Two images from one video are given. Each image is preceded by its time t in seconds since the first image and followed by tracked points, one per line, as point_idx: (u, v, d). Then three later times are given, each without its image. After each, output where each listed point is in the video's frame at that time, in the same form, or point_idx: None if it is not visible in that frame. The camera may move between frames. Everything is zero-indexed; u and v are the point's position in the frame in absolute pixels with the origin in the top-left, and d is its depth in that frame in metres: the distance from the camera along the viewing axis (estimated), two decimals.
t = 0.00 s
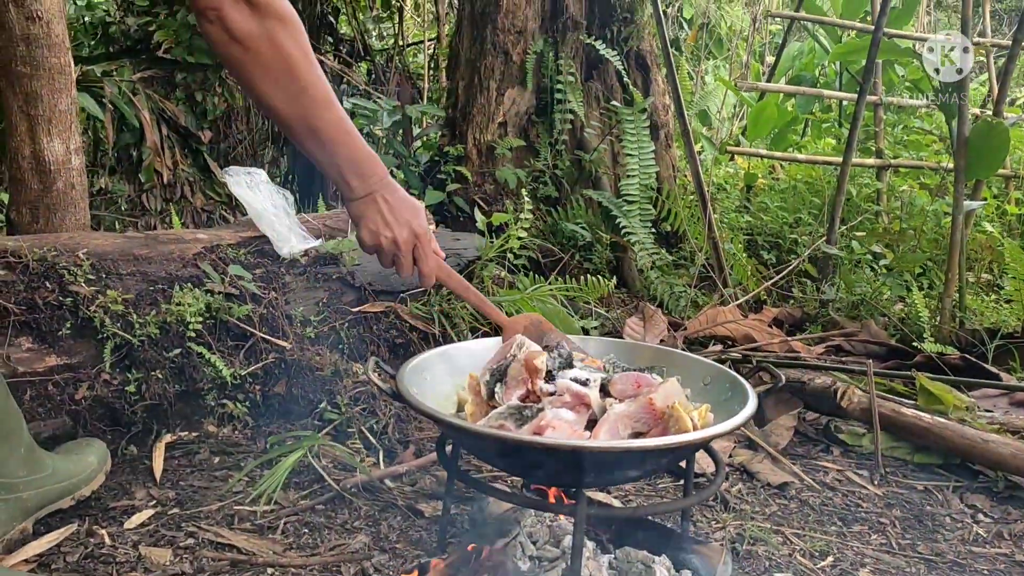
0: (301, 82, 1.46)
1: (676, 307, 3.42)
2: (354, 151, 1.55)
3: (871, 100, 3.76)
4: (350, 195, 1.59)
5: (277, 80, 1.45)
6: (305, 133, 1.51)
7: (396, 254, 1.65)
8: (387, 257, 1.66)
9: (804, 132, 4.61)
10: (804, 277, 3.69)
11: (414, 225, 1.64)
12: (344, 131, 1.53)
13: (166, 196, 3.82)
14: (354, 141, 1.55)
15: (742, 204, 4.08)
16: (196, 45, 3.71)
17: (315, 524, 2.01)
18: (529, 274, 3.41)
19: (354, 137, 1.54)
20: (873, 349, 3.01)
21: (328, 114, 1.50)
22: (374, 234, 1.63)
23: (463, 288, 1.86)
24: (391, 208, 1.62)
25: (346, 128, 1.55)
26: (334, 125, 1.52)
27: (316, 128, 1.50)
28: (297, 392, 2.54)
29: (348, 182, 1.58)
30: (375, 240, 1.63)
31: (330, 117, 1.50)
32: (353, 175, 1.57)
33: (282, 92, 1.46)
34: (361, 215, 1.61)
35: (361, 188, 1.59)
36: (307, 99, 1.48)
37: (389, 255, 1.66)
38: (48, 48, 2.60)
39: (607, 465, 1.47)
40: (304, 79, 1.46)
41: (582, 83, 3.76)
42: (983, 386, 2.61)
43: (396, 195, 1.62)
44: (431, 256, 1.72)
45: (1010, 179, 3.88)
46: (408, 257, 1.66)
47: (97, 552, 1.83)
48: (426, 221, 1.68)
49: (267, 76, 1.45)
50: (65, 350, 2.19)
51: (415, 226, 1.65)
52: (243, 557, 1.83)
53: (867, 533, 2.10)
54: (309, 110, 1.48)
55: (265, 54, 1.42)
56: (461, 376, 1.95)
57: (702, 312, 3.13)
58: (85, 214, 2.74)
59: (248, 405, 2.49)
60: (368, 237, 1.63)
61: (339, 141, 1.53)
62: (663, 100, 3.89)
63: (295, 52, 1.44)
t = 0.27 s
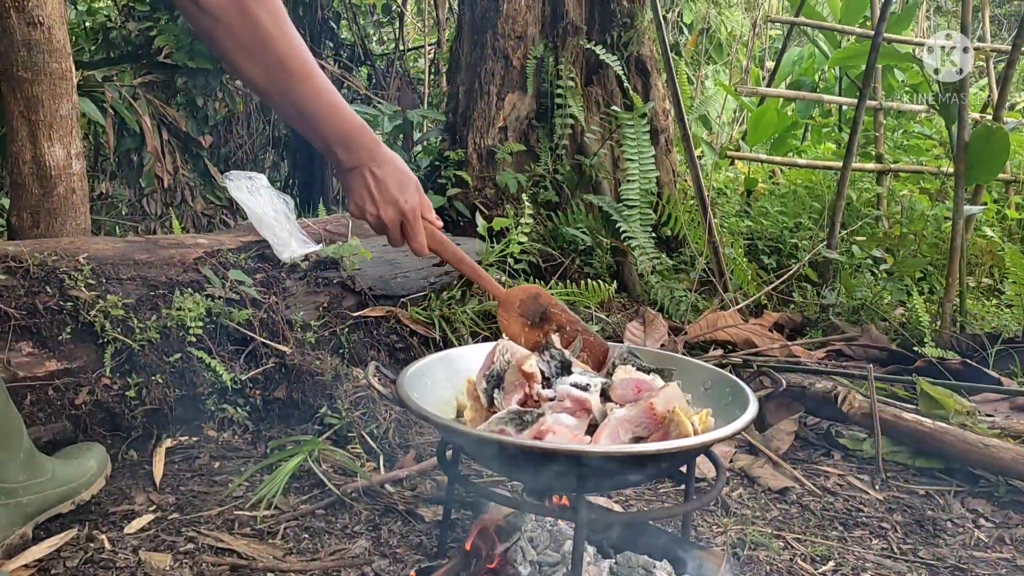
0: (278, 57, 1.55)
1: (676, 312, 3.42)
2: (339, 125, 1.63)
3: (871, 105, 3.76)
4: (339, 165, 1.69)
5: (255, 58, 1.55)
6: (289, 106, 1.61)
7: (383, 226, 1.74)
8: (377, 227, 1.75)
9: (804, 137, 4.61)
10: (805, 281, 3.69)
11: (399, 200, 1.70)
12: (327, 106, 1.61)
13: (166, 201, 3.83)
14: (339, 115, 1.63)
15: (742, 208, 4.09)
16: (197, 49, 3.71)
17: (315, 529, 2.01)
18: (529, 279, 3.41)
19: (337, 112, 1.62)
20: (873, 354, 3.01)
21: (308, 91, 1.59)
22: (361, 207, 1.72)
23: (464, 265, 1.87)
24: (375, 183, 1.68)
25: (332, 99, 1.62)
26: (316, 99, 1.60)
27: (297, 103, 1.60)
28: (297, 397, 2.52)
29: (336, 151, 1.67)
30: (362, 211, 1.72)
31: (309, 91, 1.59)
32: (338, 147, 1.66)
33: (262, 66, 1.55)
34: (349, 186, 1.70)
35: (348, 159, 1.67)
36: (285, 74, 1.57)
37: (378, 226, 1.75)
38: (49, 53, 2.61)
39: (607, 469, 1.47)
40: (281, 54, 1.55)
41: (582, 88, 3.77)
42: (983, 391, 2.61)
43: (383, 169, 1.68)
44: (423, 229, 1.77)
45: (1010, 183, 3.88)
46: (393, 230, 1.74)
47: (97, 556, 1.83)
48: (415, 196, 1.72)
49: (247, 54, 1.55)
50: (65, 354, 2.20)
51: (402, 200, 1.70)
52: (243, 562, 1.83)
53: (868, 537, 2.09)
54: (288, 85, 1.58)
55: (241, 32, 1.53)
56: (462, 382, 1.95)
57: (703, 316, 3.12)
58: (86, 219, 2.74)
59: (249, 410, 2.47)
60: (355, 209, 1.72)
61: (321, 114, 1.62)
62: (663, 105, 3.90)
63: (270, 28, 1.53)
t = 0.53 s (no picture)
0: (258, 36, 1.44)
1: (677, 312, 3.41)
2: (323, 100, 1.56)
3: (873, 105, 3.76)
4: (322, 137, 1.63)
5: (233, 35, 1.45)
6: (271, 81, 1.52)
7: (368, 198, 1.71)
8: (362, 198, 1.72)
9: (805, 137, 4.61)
10: (805, 281, 3.68)
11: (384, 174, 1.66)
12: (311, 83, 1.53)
13: (166, 200, 3.82)
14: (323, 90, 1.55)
15: (743, 208, 4.08)
16: (197, 49, 3.71)
17: (315, 529, 2.01)
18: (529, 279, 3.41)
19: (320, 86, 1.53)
20: (874, 354, 3.00)
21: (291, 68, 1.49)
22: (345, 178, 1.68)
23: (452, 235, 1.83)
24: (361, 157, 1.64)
25: (316, 68, 1.54)
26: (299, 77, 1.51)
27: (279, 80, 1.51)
28: (297, 398, 2.50)
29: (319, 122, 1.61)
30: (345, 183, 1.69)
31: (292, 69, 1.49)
32: (323, 120, 1.59)
33: (242, 37, 1.41)
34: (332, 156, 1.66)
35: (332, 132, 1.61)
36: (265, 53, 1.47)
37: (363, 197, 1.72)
38: (49, 52, 2.60)
39: (608, 470, 1.47)
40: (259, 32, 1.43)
41: (583, 88, 3.77)
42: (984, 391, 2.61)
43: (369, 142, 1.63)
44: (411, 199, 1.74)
45: (1011, 183, 3.88)
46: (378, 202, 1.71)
47: (96, 556, 1.83)
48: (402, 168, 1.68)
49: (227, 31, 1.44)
50: (65, 354, 2.20)
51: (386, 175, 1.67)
52: (242, 562, 1.82)
53: (869, 539, 2.09)
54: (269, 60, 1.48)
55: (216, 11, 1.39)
56: (462, 382, 1.95)
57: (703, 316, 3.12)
58: (86, 218, 2.74)
59: (249, 410, 2.46)
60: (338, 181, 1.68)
61: (306, 89, 1.53)
62: (664, 105, 3.89)
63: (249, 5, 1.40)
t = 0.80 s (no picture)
0: None
1: (676, 323, 3.40)
2: (279, 51, 1.57)
3: (873, 117, 3.77)
4: (274, 100, 1.58)
5: None
6: (226, 22, 1.51)
7: (325, 170, 1.62)
8: (314, 175, 1.63)
9: (805, 148, 4.62)
10: (805, 292, 3.69)
11: (346, 139, 1.64)
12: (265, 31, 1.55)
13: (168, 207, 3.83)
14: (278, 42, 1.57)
15: (743, 219, 4.08)
16: (199, 57, 3.70)
17: (312, 540, 2.01)
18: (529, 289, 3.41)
19: (275, 34, 1.57)
20: (874, 367, 3.00)
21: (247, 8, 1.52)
22: (305, 144, 1.59)
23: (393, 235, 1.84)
24: (316, 120, 1.61)
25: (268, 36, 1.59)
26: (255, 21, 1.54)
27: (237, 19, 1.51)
28: (295, 407, 2.53)
29: (274, 82, 1.57)
30: (306, 150, 1.59)
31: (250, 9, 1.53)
32: (275, 74, 1.57)
33: None
34: (287, 122, 1.59)
35: (287, 91, 1.58)
36: None
37: (318, 171, 1.62)
38: (51, 62, 2.61)
39: (606, 483, 1.47)
40: None
41: (583, 98, 3.78)
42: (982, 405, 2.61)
43: (327, 106, 1.62)
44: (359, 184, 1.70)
45: (1011, 196, 3.88)
46: (338, 174, 1.63)
47: (93, 566, 1.82)
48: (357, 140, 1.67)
49: None
50: (64, 362, 2.19)
51: (346, 142, 1.64)
52: (239, 573, 1.82)
53: (867, 552, 2.08)
54: None
55: None
56: (460, 396, 1.94)
57: (701, 329, 3.14)
58: (86, 226, 2.75)
59: (247, 419, 2.47)
60: (299, 148, 1.58)
61: (261, 37, 1.55)
62: (664, 116, 3.90)
63: None
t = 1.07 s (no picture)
0: None
1: (676, 328, 3.40)
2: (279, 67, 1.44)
3: (872, 122, 3.77)
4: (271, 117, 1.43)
5: None
6: (227, 26, 1.36)
7: (320, 194, 1.45)
8: (306, 198, 1.45)
9: (805, 153, 4.62)
10: (805, 298, 3.68)
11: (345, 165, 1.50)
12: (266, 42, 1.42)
13: (168, 211, 3.83)
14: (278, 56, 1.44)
15: (743, 224, 4.08)
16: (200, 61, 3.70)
17: (310, 545, 2.00)
18: (529, 293, 3.41)
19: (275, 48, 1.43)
20: (874, 372, 3.00)
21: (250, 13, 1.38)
22: (303, 161, 1.44)
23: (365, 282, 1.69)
24: (313, 142, 1.47)
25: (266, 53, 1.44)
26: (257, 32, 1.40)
27: (238, 25, 1.37)
28: (294, 412, 2.54)
29: (271, 97, 1.43)
30: (304, 167, 1.43)
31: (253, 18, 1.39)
32: (274, 90, 1.43)
33: None
34: (284, 140, 1.44)
35: (285, 110, 1.44)
36: None
37: (311, 193, 1.45)
38: (51, 65, 2.62)
39: (605, 490, 1.46)
40: None
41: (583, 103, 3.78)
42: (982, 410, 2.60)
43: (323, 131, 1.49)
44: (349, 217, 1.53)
45: (1011, 201, 3.88)
46: (334, 198, 1.48)
47: (90, 571, 1.82)
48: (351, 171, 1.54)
49: None
50: (62, 366, 2.19)
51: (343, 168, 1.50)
52: None
53: (867, 559, 2.08)
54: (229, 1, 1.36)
55: None
56: (458, 402, 1.94)
57: (702, 334, 3.14)
58: (86, 230, 2.75)
59: (246, 423, 2.47)
60: (298, 164, 1.43)
61: (261, 49, 1.41)
62: (664, 120, 3.90)
63: None
